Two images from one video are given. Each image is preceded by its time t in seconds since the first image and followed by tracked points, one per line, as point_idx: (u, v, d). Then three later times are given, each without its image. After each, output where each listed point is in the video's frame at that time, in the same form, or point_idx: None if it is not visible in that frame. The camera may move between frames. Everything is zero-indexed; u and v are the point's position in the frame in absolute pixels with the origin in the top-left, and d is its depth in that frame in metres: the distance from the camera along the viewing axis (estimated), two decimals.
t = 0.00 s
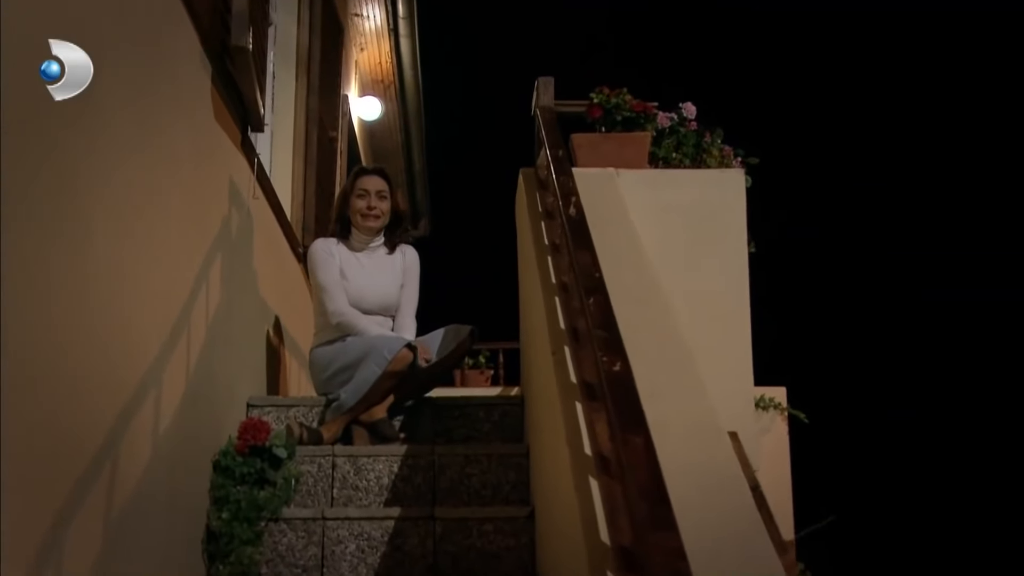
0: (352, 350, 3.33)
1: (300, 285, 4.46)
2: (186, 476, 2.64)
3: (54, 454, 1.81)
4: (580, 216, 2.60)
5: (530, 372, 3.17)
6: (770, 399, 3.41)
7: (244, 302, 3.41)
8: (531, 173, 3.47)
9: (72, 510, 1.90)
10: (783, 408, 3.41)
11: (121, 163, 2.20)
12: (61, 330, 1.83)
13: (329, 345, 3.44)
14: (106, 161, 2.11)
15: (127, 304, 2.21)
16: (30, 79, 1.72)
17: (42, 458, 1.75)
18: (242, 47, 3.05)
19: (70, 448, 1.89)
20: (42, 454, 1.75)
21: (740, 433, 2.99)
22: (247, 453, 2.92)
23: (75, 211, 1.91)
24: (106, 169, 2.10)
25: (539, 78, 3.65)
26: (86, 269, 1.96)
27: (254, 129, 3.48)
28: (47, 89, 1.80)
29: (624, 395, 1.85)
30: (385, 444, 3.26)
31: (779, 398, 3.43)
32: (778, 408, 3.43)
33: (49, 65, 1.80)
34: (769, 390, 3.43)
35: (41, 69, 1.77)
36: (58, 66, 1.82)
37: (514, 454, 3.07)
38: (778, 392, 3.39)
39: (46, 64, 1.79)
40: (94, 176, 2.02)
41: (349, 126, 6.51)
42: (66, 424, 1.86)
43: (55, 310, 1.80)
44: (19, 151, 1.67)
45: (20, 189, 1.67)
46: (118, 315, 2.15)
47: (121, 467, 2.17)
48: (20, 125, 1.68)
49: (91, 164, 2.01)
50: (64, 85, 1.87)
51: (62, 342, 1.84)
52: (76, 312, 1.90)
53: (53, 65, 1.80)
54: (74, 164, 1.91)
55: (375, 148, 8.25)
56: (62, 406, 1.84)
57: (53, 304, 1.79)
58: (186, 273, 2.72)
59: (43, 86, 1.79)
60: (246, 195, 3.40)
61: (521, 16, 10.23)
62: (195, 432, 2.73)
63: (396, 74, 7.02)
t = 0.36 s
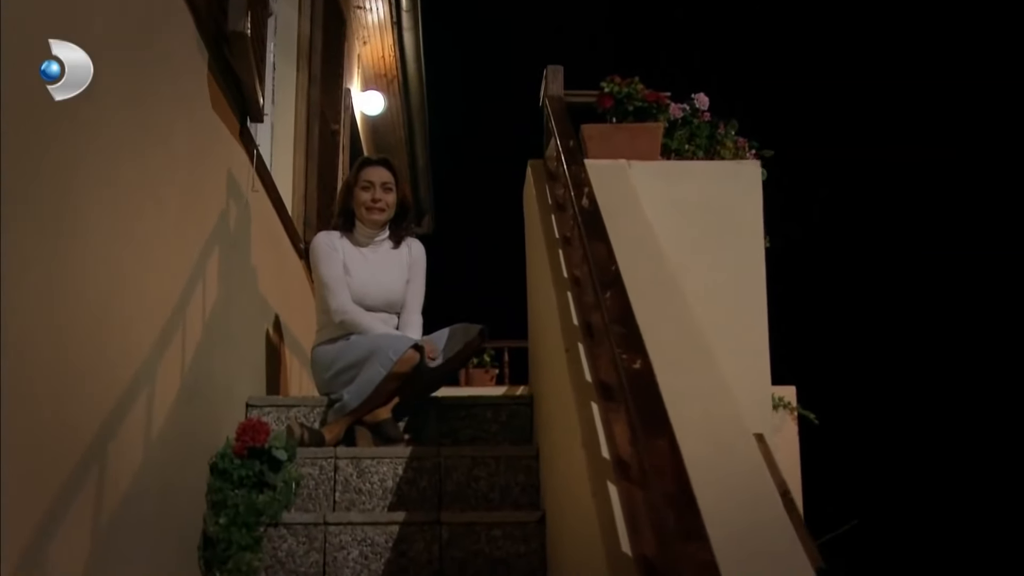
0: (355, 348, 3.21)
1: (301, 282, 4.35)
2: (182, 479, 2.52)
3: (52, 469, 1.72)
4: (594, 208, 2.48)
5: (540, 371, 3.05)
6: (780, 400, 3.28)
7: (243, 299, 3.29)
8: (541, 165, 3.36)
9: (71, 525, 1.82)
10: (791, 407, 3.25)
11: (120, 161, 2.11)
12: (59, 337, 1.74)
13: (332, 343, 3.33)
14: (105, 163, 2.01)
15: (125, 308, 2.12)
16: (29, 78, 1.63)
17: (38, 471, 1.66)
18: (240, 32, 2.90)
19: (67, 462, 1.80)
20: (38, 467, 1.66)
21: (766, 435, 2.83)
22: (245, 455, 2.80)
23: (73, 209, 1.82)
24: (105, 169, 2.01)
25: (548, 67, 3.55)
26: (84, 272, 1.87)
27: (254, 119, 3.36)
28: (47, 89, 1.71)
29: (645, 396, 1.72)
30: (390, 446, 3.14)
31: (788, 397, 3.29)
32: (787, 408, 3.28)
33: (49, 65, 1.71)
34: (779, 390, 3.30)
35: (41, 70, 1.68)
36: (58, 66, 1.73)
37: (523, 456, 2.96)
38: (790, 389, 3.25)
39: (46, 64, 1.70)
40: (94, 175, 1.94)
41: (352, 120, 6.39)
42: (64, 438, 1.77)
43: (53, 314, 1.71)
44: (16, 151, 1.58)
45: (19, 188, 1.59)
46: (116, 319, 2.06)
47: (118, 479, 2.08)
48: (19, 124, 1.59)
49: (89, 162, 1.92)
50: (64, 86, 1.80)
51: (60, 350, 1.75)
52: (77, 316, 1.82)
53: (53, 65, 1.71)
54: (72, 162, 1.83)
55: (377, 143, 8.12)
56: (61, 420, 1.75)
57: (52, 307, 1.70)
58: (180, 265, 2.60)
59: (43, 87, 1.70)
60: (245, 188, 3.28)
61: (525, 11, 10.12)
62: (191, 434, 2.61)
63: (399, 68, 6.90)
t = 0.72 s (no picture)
0: (355, 347, 3.09)
1: (300, 280, 4.23)
2: (171, 477, 2.40)
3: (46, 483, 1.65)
4: (605, 199, 2.37)
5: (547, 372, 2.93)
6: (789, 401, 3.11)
7: (238, 295, 3.17)
8: (546, 157, 3.24)
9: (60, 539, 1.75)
10: (801, 408, 3.05)
11: (121, 157, 2.04)
12: (57, 342, 1.68)
13: (331, 341, 3.21)
14: (106, 162, 1.95)
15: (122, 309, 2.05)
16: (30, 81, 1.57)
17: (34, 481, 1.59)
18: (234, 17, 2.78)
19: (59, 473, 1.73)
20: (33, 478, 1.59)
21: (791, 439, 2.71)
22: (239, 459, 2.66)
23: (71, 212, 1.75)
24: (105, 172, 1.94)
25: (553, 57, 3.43)
26: (82, 276, 1.80)
27: (248, 110, 3.23)
28: (46, 90, 1.64)
29: (664, 398, 1.60)
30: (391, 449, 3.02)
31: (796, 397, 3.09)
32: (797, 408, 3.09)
33: (49, 65, 1.64)
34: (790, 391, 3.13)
35: (41, 69, 1.61)
36: (58, 66, 1.67)
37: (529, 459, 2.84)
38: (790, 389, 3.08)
39: (46, 64, 1.64)
40: (93, 173, 1.87)
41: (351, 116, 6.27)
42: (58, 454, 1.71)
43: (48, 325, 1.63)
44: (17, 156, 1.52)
45: (18, 188, 1.52)
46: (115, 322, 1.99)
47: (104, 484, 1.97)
48: (19, 126, 1.52)
49: (90, 162, 1.85)
50: (63, 86, 1.74)
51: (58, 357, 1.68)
52: (71, 320, 1.74)
53: (52, 64, 1.65)
54: (71, 158, 1.76)
55: (377, 140, 7.99)
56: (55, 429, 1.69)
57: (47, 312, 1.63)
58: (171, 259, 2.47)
59: (43, 87, 1.63)
60: (240, 181, 3.16)
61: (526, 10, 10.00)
62: (182, 434, 2.50)
63: (400, 63, 6.77)
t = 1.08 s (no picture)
0: (349, 346, 2.97)
1: (293, 277, 4.11)
2: (153, 478, 2.27)
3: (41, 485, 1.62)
4: (611, 188, 2.25)
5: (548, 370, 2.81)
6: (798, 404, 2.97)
7: (227, 291, 3.05)
8: (548, 149, 3.12)
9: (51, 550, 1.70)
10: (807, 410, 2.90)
11: (118, 155, 2.02)
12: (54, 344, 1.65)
13: (324, 339, 3.09)
14: (105, 166, 1.94)
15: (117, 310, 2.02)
16: (29, 81, 1.54)
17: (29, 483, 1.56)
18: None
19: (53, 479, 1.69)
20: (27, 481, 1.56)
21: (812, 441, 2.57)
22: (227, 463, 2.56)
23: (70, 213, 1.72)
24: (104, 174, 1.92)
25: (555, 44, 3.31)
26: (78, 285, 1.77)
27: (238, 99, 3.11)
28: (47, 90, 1.62)
29: (678, 399, 1.49)
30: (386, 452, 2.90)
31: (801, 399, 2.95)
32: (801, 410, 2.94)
33: (50, 65, 1.62)
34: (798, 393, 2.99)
35: (41, 69, 1.59)
36: (59, 66, 1.65)
37: (530, 463, 2.73)
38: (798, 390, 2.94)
39: (46, 63, 1.62)
40: (92, 176, 1.85)
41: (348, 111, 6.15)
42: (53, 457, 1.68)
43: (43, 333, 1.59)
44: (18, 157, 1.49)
45: (19, 193, 1.49)
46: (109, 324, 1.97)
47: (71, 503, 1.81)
48: (18, 129, 1.50)
49: (90, 164, 1.84)
50: (64, 85, 1.72)
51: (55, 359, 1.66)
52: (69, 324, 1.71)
53: (53, 65, 1.62)
54: (73, 156, 1.74)
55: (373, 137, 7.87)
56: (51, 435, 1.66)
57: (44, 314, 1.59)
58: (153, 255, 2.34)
59: (43, 88, 1.61)
60: (230, 173, 3.04)
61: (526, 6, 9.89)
62: (166, 436, 2.39)
63: (397, 58, 6.66)
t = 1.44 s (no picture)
0: (343, 344, 2.86)
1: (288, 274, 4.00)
2: (129, 475, 2.12)
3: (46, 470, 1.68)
4: (618, 178, 2.13)
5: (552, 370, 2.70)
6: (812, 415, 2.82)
7: (216, 288, 2.93)
8: (551, 141, 3.01)
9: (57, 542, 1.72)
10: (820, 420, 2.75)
11: (121, 151, 2.10)
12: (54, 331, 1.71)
13: (317, 338, 2.98)
14: (110, 167, 2.03)
15: (118, 302, 2.06)
16: (30, 79, 1.63)
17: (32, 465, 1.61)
18: None
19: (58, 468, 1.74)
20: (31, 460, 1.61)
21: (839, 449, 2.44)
22: (215, 467, 2.44)
23: (70, 207, 1.79)
24: (105, 173, 2.00)
25: (559, 32, 3.20)
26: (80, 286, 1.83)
27: (228, 87, 2.99)
28: (47, 89, 1.71)
29: (695, 400, 1.38)
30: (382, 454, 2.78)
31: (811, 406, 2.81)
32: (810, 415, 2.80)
33: (49, 65, 1.71)
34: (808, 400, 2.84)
35: (41, 69, 1.69)
36: (58, 66, 1.74)
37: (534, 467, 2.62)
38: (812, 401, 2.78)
39: (46, 64, 1.70)
40: (94, 174, 1.92)
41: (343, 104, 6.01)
42: (57, 447, 1.73)
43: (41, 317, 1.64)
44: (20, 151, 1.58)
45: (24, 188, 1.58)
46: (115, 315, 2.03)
47: (48, 499, 1.70)
48: (22, 126, 1.59)
49: (91, 164, 1.92)
50: (64, 85, 1.81)
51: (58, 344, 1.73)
52: (72, 308, 1.79)
53: (53, 64, 1.72)
54: (75, 151, 1.83)
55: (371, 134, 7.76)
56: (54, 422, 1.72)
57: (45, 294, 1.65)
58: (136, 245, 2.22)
59: (43, 87, 1.70)
60: (220, 165, 2.92)
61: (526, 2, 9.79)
62: (149, 441, 2.26)
63: (395, 52, 6.55)
